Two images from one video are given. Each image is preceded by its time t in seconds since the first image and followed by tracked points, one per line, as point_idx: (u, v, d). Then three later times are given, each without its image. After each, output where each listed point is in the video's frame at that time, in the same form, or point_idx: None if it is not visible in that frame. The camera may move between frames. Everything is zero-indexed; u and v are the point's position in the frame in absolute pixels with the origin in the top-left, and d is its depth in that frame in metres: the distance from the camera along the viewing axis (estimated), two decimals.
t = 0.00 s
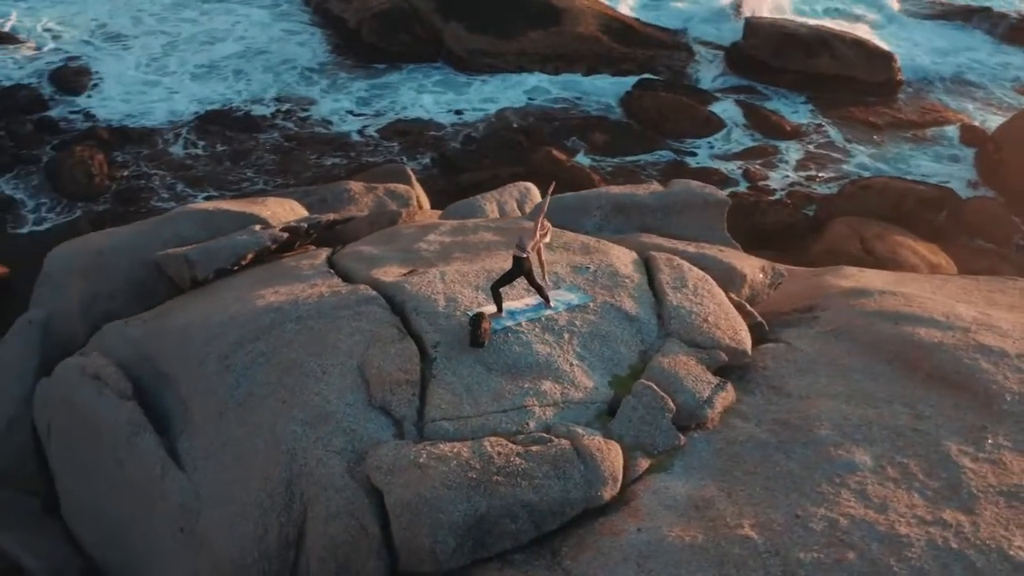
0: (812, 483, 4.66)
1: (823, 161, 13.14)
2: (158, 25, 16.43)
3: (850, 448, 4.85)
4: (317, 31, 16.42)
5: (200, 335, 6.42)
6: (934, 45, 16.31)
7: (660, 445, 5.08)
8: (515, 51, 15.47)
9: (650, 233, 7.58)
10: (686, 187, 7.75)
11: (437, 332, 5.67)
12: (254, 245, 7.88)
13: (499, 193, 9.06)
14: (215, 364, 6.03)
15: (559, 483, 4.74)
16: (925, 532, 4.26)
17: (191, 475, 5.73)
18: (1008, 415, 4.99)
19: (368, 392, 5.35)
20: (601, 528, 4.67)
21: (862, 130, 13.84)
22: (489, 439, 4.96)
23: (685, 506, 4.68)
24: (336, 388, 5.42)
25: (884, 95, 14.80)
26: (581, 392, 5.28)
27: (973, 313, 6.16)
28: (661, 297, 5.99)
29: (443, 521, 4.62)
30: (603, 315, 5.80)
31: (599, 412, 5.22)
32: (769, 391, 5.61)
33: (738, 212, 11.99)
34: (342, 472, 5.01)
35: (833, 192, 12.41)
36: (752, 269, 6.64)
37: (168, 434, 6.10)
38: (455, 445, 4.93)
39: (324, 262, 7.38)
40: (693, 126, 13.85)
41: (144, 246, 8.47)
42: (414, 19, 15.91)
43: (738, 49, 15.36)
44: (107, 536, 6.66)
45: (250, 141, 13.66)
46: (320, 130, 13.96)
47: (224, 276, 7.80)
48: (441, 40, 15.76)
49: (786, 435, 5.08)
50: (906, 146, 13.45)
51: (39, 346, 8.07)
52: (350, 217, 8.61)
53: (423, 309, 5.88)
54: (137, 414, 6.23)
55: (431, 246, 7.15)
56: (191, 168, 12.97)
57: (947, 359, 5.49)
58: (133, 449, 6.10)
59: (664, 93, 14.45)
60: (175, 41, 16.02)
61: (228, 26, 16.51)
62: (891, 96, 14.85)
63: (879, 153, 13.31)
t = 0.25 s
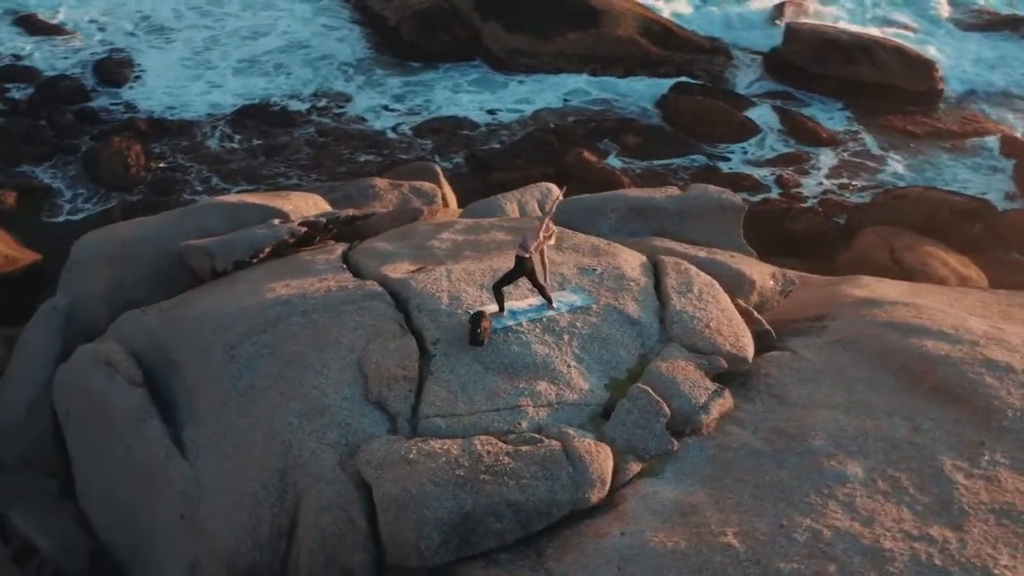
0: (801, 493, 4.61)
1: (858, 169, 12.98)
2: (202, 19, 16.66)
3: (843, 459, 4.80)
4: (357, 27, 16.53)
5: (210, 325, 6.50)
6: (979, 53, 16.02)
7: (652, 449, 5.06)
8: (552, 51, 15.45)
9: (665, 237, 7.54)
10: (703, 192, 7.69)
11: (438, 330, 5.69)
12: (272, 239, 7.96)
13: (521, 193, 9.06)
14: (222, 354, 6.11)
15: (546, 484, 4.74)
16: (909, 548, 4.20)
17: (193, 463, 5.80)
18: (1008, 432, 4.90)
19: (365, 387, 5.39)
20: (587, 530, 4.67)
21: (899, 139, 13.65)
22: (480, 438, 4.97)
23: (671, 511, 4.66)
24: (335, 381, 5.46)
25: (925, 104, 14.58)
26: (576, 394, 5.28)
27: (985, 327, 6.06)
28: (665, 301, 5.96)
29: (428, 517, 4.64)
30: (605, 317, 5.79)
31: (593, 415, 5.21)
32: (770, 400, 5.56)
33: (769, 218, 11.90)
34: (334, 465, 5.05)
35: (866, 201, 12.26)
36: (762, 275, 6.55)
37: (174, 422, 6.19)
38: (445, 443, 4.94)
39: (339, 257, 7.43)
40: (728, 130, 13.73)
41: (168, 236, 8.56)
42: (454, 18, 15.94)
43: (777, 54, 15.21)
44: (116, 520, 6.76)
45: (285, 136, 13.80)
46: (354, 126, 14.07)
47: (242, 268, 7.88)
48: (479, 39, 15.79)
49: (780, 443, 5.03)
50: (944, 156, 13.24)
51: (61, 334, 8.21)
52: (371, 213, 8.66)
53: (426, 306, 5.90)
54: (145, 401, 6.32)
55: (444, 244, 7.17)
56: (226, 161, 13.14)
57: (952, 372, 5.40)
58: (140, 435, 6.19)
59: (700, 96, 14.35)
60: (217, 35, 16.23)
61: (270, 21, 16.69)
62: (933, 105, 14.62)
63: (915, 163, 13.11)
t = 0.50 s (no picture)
0: (788, 502, 4.56)
1: (894, 178, 12.80)
2: (245, 13, 16.85)
3: (835, 470, 4.74)
4: (397, 24, 16.62)
5: (221, 316, 6.59)
6: None
7: (645, 453, 5.04)
8: (589, 52, 15.41)
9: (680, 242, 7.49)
10: (720, 196, 7.63)
11: (439, 327, 5.71)
12: (291, 232, 8.03)
13: (542, 194, 9.05)
14: (229, 345, 6.18)
15: (533, 484, 4.74)
16: (892, 563, 4.15)
17: (196, 451, 5.89)
18: (1007, 448, 4.81)
19: (363, 382, 5.42)
20: (572, 531, 4.66)
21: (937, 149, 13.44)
22: (471, 435, 4.98)
23: (657, 515, 4.63)
24: (334, 375, 5.51)
25: (966, 113, 14.34)
26: (572, 395, 5.27)
27: (996, 341, 5.95)
28: (669, 305, 5.93)
29: (415, 513, 4.67)
30: (607, 320, 5.77)
31: (587, 417, 5.20)
32: (770, 407, 5.51)
33: (799, 225, 11.78)
34: (327, 458, 5.09)
35: (899, 211, 12.09)
36: (771, 283, 6.51)
37: (182, 410, 6.28)
38: (436, 439, 4.96)
39: (354, 252, 7.49)
40: (763, 135, 13.57)
41: (192, 228, 8.69)
42: (493, 18, 15.96)
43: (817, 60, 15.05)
44: (122, 504, 6.87)
45: (320, 131, 13.92)
46: (389, 123, 14.16)
47: (260, 261, 7.96)
48: (517, 39, 15.79)
49: (774, 452, 4.98)
50: (982, 167, 13.01)
51: (85, 321, 8.29)
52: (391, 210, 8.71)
53: (430, 303, 5.92)
54: (155, 389, 6.42)
55: (456, 242, 7.19)
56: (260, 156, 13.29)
57: (955, 386, 5.31)
58: (147, 423, 6.28)
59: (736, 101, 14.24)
60: (259, 30, 16.41)
61: (311, 16, 16.83)
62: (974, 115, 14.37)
63: (952, 174, 12.90)
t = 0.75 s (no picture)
0: (774, 511, 4.53)
1: (928, 189, 12.60)
2: (287, 9, 17.02)
3: (826, 480, 4.69)
4: (437, 23, 16.68)
5: (232, 307, 6.67)
6: None
7: (636, 457, 5.03)
8: (627, 54, 15.36)
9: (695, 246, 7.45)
10: (738, 202, 7.57)
11: (440, 324, 5.74)
12: (309, 227, 8.10)
13: (563, 195, 9.04)
14: (237, 335, 6.26)
15: (520, 483, 4.74)
16: None
17: (201, 439, 5.98)
18: (1003, 465, 4.73)
19: (361, 376, 5.46)
20: (556, 532, 4.67)
21: (976, 160, 13.20)
22: (462, 433, 4.99)
23: (641, 519, 4.62)
24: (334, 368, 5.55)
25: (1008, 124, 14.06)
26: (566, 396, 5.27)
27: (1006, 356, 5.84)
28: (672, 309, 5.90)
29: (400, 508, 4.70)
30: (608, 322, 5.75)
31: (582, 418, 5.20)
32: (769, 415, 5.47)
33: (829, 234, 11.70)
34: (320, 450, 5.14)
35: (932, 222, 11.92)
36: (781, 289, 6.45)
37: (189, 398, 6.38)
38: (427, 436, 4.99)
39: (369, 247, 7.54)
40: (798, 141, 13.39)
41: (214, 219, 8.80)
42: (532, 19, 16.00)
43: (857, 67, 14.86)
44: (131, 489, 6.98)
45: (354, 127, 14.02)
46: (423, 121, 14.23)
47: (277, 254, 8.04)
48: (555, 39, 15.79)
49: (766, 460, 4.95)
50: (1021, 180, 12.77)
51: (108, 309, 8.46)
52: (411, 207, 8.75)
53: (435, 300, 5.95)
54: (164, 376, 6.52)
55: (469, 240, 7.22)
56: (294, 151, 13.43)
57: (956, 400, 5.23)
58: (155, 410, 6.38)
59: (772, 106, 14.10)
60: (300, 25, 16.56)
61: (352, 13, 16.96)
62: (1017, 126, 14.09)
63: (990, 186, 12.68)
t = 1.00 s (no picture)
0: (760, 519, 4.49)
1: (965, 200, 12.40)
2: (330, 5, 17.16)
3: (816, 490, 4.64)
4: (476, 21, 16.71)
5: (244, 298, 6.74)
6: None
7: (628, 460, 5.02)
8: (665, 57, 15.27)
9: (710, 251, 7.39)
10: (754, 207, 7.50)
11: (442, 321, 5.76)
12: (328, 221, 8.17)
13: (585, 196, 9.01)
14: (245, 326, 6.33)
15: (508, 482, 4.75)
16: None
17: (206, 428, 6.06)
18: (999, 482, 4.66)
19: (360, 370, 5.50)
20: (542, 532, 4.67)
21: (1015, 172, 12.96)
22: (454, 429, 5.01)
23: (627, 523, 4.61)
24: (334, 361, 5.60)
25: None
26: (562, 397, 5.27)
27: (1016, 370, 5.73)
28: (676, 313, 5.87)
29: (388, 502, 4.73)
30: (610, 324, 5.74)
31: (576, 419, 5.20)
32: (767, 423, 5.42)
33: (860, 241, 11.60)
34: (315, 442, 5.18)
35: (966, 233, 11.75)
36: (790, 296, 6.42)
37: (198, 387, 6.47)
38: (420, 431, 5.01)
39: (384, 242, 7.59)
40: (833, 148, 13.21)
41: (237, 211, 8.91)
42: (572, 19, 15.94)
43: (897, 74, 14.66)
44: (141, 473, 7.09)
45: (389, 123, 14.11)
46: (458, 119, 14.23)
47: (296, 247, 8.12)
48: (594, 40, 15.71)
49: (759, 468, 4.91)
50: None
51: (131, 297, 8.61)
52: (431, 204, 8.78)
53: (439, 296, 5.98)
54: (175, 365, 6.62)
55: (482, 238, 7.24)
56: (328, 146, 13.55)
57: (957, 414, 5.15)
58: (165, 397, 6.48)
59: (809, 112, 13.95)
60: (340, 21, 16.69)
61: (393, 9, 17.05)
62: None
63: None
